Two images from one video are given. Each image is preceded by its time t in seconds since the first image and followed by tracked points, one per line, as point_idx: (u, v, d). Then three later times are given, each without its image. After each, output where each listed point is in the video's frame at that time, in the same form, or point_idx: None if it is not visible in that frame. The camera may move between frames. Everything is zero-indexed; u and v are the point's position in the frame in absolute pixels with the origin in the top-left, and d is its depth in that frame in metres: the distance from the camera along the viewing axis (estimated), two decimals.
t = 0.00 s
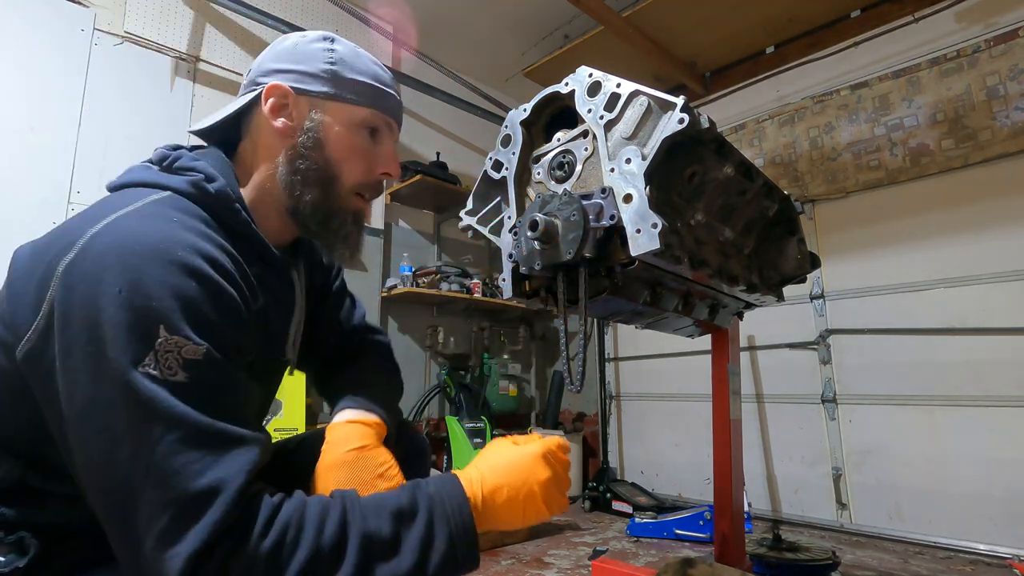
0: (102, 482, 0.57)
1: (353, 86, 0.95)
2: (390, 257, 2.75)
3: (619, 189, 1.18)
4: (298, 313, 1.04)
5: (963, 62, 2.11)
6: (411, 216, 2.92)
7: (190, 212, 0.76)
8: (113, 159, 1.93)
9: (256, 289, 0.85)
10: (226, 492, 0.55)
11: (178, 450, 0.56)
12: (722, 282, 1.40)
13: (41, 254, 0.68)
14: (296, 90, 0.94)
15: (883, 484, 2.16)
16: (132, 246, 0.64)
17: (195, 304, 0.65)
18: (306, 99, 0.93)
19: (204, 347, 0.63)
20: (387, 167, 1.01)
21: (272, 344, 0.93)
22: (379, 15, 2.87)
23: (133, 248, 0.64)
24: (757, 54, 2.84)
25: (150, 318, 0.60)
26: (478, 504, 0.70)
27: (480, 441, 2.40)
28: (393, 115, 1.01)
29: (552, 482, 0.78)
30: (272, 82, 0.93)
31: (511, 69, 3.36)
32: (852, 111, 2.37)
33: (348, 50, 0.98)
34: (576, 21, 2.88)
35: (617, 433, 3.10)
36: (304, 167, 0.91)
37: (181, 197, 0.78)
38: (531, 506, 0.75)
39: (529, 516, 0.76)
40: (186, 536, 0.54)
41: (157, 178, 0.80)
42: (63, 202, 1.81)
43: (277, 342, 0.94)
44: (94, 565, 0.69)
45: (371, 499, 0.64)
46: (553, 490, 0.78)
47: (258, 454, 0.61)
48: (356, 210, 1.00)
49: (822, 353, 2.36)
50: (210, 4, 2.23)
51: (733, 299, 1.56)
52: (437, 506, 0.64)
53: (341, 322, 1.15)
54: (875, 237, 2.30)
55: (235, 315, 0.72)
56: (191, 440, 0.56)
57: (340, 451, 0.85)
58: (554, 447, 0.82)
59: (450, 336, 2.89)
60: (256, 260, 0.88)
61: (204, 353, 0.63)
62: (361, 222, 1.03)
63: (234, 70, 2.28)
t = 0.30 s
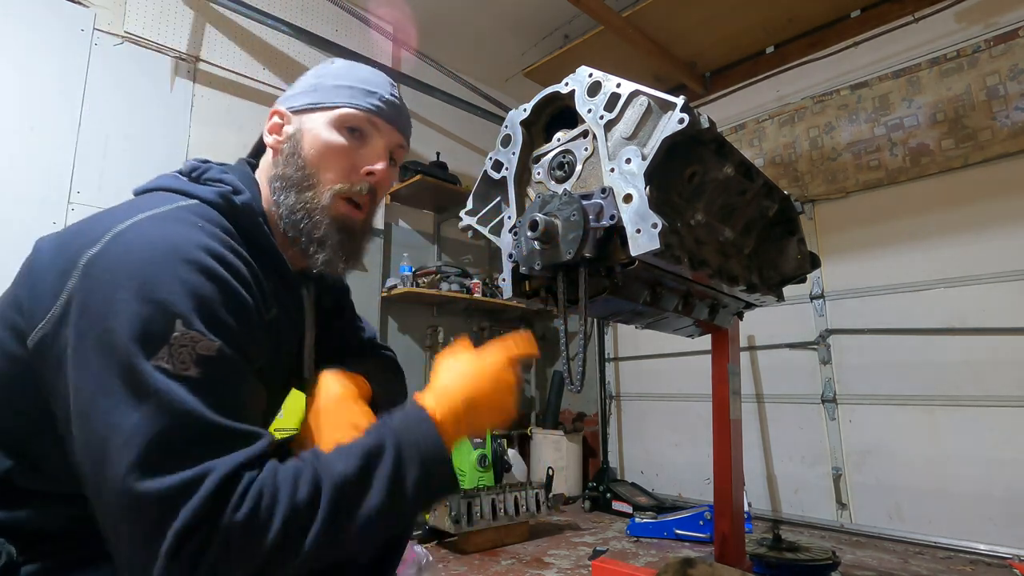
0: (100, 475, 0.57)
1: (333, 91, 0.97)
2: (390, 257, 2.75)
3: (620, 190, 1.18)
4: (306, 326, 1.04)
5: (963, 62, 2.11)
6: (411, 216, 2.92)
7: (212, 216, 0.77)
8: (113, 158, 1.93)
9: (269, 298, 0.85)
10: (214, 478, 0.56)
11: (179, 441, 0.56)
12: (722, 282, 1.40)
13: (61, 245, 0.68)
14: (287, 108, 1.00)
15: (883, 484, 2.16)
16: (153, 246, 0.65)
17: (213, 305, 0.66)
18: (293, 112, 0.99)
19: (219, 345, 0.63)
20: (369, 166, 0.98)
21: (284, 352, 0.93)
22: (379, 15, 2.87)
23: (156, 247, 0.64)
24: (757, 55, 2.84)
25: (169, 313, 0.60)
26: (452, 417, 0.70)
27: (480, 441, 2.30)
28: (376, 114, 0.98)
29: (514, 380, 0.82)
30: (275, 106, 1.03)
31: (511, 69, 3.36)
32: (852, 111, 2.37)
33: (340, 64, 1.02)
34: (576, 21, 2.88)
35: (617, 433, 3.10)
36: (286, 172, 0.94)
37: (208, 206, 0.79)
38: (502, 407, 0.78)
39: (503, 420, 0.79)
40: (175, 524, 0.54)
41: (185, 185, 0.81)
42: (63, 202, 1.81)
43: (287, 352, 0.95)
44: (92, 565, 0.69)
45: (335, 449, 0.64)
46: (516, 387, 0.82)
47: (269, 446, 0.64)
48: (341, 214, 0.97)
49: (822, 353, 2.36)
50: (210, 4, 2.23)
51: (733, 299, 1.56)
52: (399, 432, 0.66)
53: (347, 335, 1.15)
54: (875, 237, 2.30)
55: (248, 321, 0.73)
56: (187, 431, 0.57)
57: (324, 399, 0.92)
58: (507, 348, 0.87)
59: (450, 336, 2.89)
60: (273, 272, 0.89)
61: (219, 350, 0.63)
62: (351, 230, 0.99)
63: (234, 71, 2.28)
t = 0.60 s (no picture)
0: (134, 477, 0.58)
1: (338, 108, 0.98)
2: (390, 257, 2.75)
3: (619, 190, 1.17)
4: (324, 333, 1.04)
5: (963, 62, 2.11)
6: (411, 216, 2.92)
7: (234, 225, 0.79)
8: (114, 158, 1.92)
9: (289, 309, 0.86)
10: (257, 473, 0.59)
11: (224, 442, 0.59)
12: (722, 282, 1.40)
13: (81, 257, 0.68)
14: (298, 127, 1.02)
15: (883, 484, 2.16)
16: (184, 258, 0.66)
17: (243, 316, 0.68)
18: (303, 130, 1.00)
19: (252, 354, 0.66)
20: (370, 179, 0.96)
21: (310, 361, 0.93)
22: (379, 15, 2.87)
23: (187, 260, 0.66)
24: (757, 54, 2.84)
25: (205, 327, 0.62)
26: (444, 382, 0.81)
27: (480, 441, 2.31)
28: (380, 128, 0.98)
29: (479, 330, 0.94)
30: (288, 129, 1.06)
31: (511, 68, 3.36)
32: (852, 111, 2.37)
33: (349, 82, 1.03)
34: (576, 21, 2.88)
35: (618, 434, 3.10)
36: (291, 189, 0.94)
37: (227, 221, 0.78)
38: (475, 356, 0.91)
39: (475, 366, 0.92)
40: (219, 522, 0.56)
41: (204, 199, 0.80)
42: (63, 201, 1.81)
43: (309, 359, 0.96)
44: (93, 563, 0.69)
45: (341, 433, 0.68)
46: (483, 338, 0.94)
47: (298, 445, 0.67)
48: (343, 230, 0.94)
49: (822, 353, 2.36)
50: (210, 4, 2.23)
51: (733, 299, 1.56)
52: (395, 401, 0.71)
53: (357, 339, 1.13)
54: (875, 237, 2.30)
55: (273, 329, 0.76)
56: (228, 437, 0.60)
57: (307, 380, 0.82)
58: (474, 304, 0.96)
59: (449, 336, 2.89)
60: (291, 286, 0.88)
61: (252, 358, 0.66)
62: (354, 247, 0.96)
63: (234, 71, 2.28)
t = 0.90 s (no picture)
0: (127, 472, 0.58)
1: (370, 130, 0.91)
2: (390, 257, 2.75)
3: (619, 189, 1.17)
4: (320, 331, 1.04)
5: (963, 62, 2.11)
6: (411, 216, 2.92)
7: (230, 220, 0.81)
8: (114, 158, 1.92)
9: (285, 305, 0.86)
10: (242, 467, 0.59)
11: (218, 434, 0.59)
12: (722, 282, 1.40)
13: (73, 253, 0.68)
14: (321, 129, 0.93)
15: (883, 484, 2.16)
16: (180, 253, 0.67)
17: (237, 311, 0.69)
18: (327, 138, 0.92)
19: (244, 347, 0.66)
20: (389, 215, 0.92)
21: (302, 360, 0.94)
22: (379, 15, 2.87)
23: (183, 254, 0.67)
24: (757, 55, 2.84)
25: (198, 320, 0.63)
26: (440, 371, 0.81)
27: (479, 441, 2.31)
28: (409, 164, 0.93)
29: (481, 328, 0.95)
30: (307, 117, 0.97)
31: (512, 68, 3.36)
32: (852, 111, 2.37)
33: (385, 97, 0.95)
34: (576, 21, 2.88)
35: (618, 434, 3.10)
36: (302, 200, 0.89)
37: (220, 217, 0.78)
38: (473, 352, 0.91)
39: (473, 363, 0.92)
40: (205, 514, 0.56)
41: (198, 196, 0.81)
42: (63, 202, 1.81)
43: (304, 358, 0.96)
44: (91, 562, 0.69)
45: (331, 426, 0.68)
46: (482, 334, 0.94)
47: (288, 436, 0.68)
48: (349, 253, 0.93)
49: (822, 353, 2.37)
50: (210, 4, 2.23)
51: (733, 299, 1.56)
52: (390, 391, 0.71)
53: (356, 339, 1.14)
54: (875, 237, 2.30)
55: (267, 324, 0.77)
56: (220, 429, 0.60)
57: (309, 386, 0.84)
58: (475, 299, 0.97)
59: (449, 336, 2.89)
60: (285, 284, 0.87)
61: (245, 353, 0.67)
62: (356, 268, 0.95)
63: (235, 71, 2.28)
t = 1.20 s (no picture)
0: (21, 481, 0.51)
1: (381, 148, 0.91)
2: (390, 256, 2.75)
3: (619, 189, 1.18)
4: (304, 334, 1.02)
5: (963, 62, 2.11)
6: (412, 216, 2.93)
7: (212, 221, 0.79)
8: (113, 158, 1.92)
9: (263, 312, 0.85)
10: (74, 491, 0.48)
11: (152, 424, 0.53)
12: (722, 282, 1.40)
13: (50, 244, 0.66)
14: (332, 138, 0.93)
15: (883, 484, 2.16)
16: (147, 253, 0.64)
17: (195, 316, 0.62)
18: (337, 150, 0.92)
19: (185, 354, 0.58)
20: (388, 239, 0.93)
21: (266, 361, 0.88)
22: (380, 15, 2.87)
23: (148, 253, 0.64)
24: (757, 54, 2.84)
25: (139, 319, 0.57)
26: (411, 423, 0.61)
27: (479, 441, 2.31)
28: (415, 187, 0.93)
29: (485, 433, 0.70)
30: (321, 118, 0.96)
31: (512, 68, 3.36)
32: (852, 111, 2.37)
33: (401, 114, 0.96)
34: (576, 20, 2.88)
35: (618, 433, 3.10)
36: (301, 212, 0.88)
37: (207, 214, 0.78)
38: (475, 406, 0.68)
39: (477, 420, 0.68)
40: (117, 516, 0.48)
41: (187, 190, 0.80)
42: (63, 202, 1.81)
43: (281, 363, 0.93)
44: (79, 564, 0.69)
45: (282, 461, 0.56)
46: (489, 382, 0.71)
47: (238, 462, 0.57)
48: (342, 272, 0.94)
49: (822, 353, 2.36)
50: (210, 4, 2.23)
51: (733, 299, 1.56)
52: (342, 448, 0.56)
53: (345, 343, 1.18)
54: (875, 236, 2.30)
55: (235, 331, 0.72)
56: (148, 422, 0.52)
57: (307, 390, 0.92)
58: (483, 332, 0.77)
59: (450, 336, 2.89)
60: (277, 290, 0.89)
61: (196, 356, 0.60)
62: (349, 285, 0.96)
63: (235, 70, 2.28)
